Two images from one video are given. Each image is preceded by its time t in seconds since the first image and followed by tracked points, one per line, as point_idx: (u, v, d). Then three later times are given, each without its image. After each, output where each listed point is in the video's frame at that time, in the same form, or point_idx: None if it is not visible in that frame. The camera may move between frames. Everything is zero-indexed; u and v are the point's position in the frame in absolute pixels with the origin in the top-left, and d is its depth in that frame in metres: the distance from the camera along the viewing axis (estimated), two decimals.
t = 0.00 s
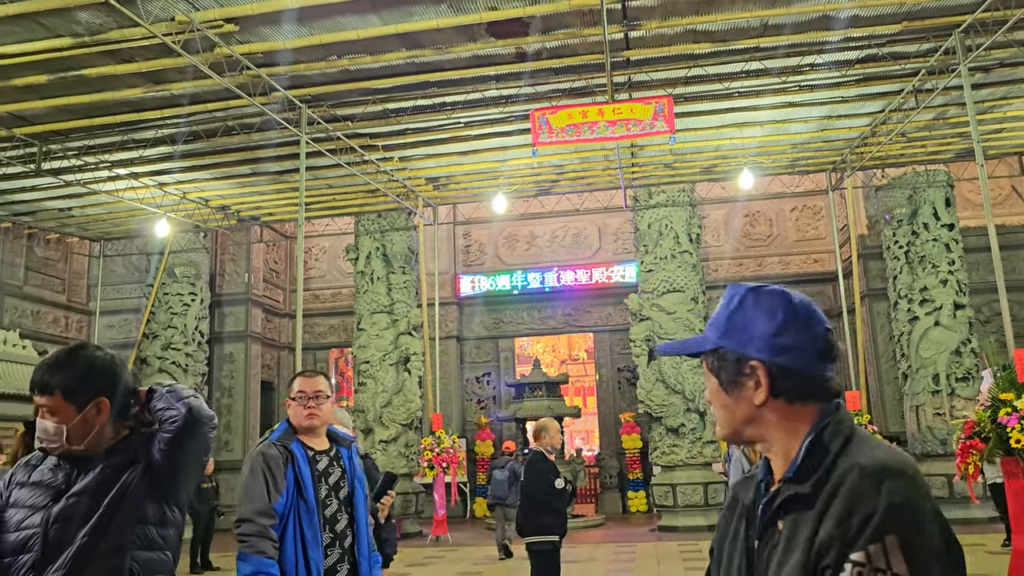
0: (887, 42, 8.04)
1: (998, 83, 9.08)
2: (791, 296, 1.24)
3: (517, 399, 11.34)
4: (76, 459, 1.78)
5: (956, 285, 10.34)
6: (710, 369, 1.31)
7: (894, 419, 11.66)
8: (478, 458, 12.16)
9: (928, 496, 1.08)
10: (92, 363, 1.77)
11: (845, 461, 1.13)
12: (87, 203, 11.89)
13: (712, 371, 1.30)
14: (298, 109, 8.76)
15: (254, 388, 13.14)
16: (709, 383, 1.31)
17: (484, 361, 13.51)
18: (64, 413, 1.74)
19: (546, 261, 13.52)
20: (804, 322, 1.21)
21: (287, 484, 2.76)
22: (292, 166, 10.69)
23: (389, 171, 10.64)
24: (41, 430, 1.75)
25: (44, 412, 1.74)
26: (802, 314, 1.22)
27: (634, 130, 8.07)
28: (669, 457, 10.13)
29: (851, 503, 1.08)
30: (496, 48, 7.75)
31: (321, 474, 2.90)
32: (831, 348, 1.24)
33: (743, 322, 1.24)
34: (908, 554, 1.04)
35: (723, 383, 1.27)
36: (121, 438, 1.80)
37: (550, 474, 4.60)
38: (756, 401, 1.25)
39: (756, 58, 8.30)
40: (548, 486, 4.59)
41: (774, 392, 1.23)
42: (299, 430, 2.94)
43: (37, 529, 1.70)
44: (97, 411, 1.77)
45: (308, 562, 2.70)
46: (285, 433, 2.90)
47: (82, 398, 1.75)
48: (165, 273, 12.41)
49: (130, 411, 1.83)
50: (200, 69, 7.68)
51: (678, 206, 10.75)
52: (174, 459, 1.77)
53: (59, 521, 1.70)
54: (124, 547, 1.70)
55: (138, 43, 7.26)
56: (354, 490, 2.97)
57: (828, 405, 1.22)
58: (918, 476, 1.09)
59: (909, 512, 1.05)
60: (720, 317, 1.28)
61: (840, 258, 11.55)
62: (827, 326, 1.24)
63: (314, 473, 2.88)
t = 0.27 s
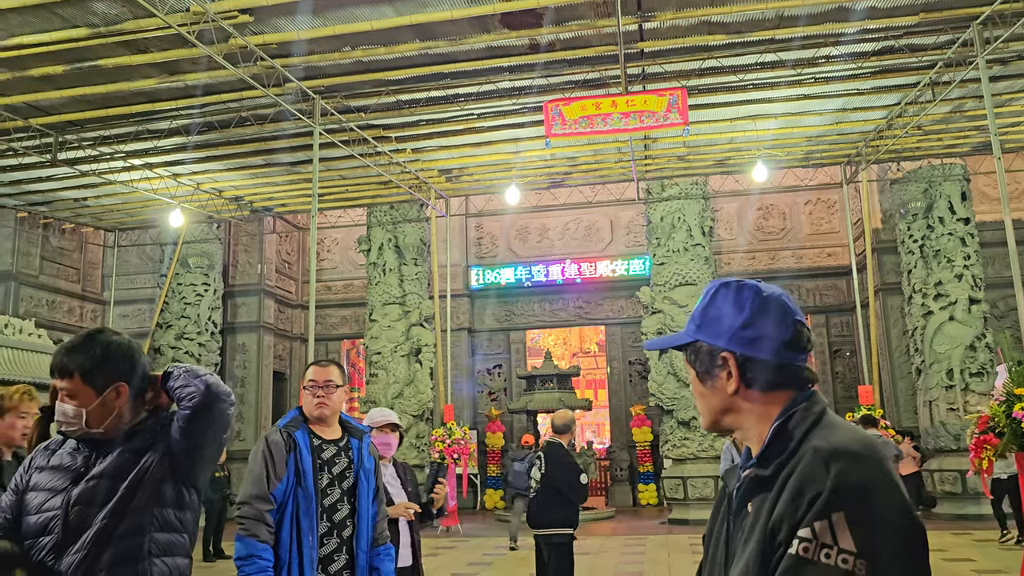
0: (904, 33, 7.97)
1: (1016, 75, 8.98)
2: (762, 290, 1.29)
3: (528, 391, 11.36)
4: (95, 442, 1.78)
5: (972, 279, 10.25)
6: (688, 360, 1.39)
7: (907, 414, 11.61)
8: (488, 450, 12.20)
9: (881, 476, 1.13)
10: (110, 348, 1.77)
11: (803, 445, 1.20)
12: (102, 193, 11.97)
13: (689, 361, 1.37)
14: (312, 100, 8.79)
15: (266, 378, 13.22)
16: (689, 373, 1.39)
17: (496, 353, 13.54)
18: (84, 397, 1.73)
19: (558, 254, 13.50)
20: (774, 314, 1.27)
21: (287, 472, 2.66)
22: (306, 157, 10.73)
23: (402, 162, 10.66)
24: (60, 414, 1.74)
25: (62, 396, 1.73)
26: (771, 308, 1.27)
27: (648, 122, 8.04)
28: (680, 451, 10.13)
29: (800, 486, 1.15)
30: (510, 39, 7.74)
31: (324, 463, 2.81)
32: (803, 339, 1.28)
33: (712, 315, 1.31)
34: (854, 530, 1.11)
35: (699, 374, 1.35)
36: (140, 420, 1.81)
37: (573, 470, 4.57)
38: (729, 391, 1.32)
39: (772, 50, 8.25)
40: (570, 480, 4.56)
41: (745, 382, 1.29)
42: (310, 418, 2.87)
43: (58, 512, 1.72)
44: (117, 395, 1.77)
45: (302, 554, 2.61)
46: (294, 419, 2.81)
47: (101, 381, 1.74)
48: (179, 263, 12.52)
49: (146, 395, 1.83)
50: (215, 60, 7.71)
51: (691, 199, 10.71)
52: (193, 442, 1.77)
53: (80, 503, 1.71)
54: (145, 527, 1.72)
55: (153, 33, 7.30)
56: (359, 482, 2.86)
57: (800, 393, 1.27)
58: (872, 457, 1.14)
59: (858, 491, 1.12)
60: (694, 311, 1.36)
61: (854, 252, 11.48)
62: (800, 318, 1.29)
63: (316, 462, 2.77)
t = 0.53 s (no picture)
0: (916, 25, 7.90)
1: None
2: (780, 278, 1.31)
3: (534, 382, 11.37)
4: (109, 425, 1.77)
5: (980, 274, 10.20)
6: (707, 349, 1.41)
7: (913, 409, 11.60)
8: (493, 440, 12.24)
9: (900, 459, 1.12)
10: (126, 330, 1.76)
11: (822, 428, 1.20)
12: (110, 181, 12.00)
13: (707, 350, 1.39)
14: (320, 88, 8.78)
15: (273, 366, 13.29)
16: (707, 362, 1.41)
17: (501, 344, 13.55)
18: (103, 380, 1.72)
19: (565, 245, 13.49)
20: (791, 302, 1.28)
21: (274, 460, 2.68)
22: (314, 146, 10.74)
23: (409, 152, 10.66)
24: (77, 396, 1.73)
25: (78, 378, 1.72)
26: (789, 295, 1.29)
27: (657, 113, 8.00)
28: (685, 443, 10.14)
29: (821, 467, 1.14)
30: (519, 29, 7.71)
31: (313, 449, 2.80)
32: (821, 326, 1.30)
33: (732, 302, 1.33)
34: (874, 511, 1.08)
35: (717, 361, 1.37)
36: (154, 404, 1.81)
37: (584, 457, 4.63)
38: (746, 377, 1.33)
39: (782, 41, 8.20)
40: (582, 467, 4.61)
41: (762, 367, 1.31)
42: (297, 406, 2.86)
43: (66, 491, 1.68)
44: (134, 378, 1.76)
45: (299, 539, 2.62)
46: (279, 408, 2.80)
47: (119, 364, 1.74)
48: (187, 251, 12.59)
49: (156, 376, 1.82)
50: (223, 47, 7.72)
51: (699, 191, 10.67)
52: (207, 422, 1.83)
53: (89, 482, 1.68)
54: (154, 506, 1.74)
55: (162, 20, 7.31)
56: (351, 465, 2.85)
57: (817, 380, 1.28)
58: (891, 441, 1.14)
59: (876, 472, 1.10)
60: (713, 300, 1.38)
61: (862, 245, 11.43)
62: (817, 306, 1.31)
63: (303, 449, 2.76)
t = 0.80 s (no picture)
0: (922, 21, 7.87)
1: None
2: (850, 265, 1.28)
3: (535, 376, 11.38)
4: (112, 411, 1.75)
5: (983, 272, 10.19)
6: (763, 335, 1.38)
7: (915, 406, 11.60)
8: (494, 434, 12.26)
9: (983, 463, 1.08)
10: (126, 313, 1.73)
11: (895, 426, 1.15)
12: (114, 171, 12.01)
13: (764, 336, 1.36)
14: (324, 80, 8.78)
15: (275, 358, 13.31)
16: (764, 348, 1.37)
17: (503, 338, 13.57)
18: (108, 366, 1.70)
19: (567, 240, 13.48)
20: (862, 291, 1.25)
21: (258, 449, 2.71)
22: (318, 138, 10.74)
23: (413, 145, 10.65)
24: (80, 385, 1.70)
25: (81, 365, 1.69)
26: (859, 285, 1.25)
27: (661, 107, 7.98)
28: (686, 438, 10.15)
29: (900, 468, 1.10)
30: (524, 22, 7.70)
31: (290, 439, 2.82)
32: (889, 317, 1.27)
33: (799, 289, 1.29)
34: (958, 517, 1.05)
35: (779, 350, 1.33)
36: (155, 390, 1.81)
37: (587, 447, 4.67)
38: (811, 367, 1.29)
39: (787, 36, 8.17)
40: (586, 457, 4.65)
41: (829, 358, 1.27)
42: (276, 397, 2.87)
43: (72, 480, 1.67)
44: (139, 359, 1.74)
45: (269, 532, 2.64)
46: (258, 398, 2.82)
47: (123, 348, 1.71)
48: (189, 243, 12.61)
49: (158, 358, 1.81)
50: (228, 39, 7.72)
51: (702, 186, 10.64)
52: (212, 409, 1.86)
53: (97, 472, 1.67)
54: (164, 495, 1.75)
55: (167, 11, 7.31)
56: (326, 456, 2.84)
57: (884, 371, 1.26)
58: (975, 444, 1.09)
59: (959, 476, 1.06)
60: (773, 285, 1.34)
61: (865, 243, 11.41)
62: (886, 296, 1.28)
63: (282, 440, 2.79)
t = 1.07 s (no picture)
0: (915, 25, 7.90)
1: None
2: (888, 258, 1.20)
3: (526, 375, 11.37)
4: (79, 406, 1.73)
5: (973, 275, 10.24)
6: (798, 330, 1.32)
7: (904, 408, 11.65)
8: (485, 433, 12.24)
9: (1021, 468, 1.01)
10: (113, 317, 1.72)
11: (927, 428, 1.09)
12: (104, 166, 11.93)
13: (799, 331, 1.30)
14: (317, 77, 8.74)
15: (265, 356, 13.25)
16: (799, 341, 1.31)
17: (494, 337, 13.55)
18: (90, 369, 1.68)
19: (559, 239, 13.48)
20: (899, 284, 1.18)
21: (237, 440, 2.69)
22: (310, 135, 10.70)
23: (406, 142, 10.62)
24: (56, 381, 1.67)
25: (60, 360, 1.66)
26: (897, 277, 1.18)
27: (654, 108, 7.98)
28: (676, 438, 10.16)
29: (927, 471, 1.05)
30: (518, 20, 7.68)
31: (263, 434, 2.82)
32: (929, 310, 1.20)
33: (834, 283, 1.23)
34: (989, 523, 0.99)
35: (813, 344, 1.27)
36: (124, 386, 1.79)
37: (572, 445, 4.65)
38: (845, 363, 1.24)
39: (780, 38, 8.19)
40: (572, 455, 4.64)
41: (865, 354, 1.21)
42: (252, 394, 2.86)
43: (38, 474, 1.62)
44: (118, 367, 1.72)
45: (239, 524, 2.62)
46: (231, 394, 2.82)
47: (109, 351, 1.69)
48: (180, 239, 12.54)
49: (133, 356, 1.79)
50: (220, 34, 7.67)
51: (694, 187, 10.63)
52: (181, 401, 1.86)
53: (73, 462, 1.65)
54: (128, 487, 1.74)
55: (158, 5, 7.25)
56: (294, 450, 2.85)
57: (926, 367, 1.19)
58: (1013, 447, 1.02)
59: (993, 482, 1.00)
60: (808, 279, 1.28)
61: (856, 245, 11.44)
62: (926, 290, 1.21)
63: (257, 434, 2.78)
